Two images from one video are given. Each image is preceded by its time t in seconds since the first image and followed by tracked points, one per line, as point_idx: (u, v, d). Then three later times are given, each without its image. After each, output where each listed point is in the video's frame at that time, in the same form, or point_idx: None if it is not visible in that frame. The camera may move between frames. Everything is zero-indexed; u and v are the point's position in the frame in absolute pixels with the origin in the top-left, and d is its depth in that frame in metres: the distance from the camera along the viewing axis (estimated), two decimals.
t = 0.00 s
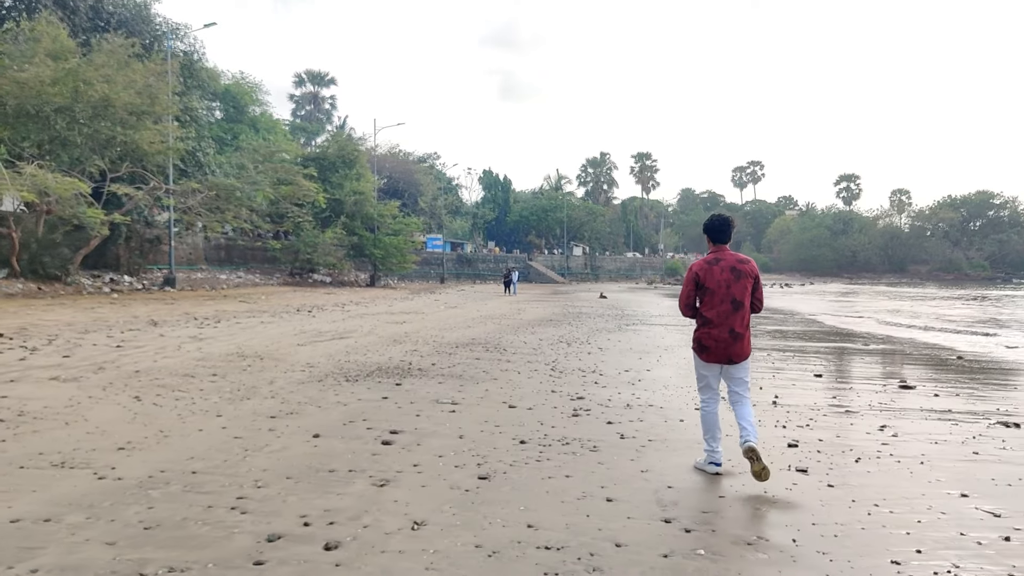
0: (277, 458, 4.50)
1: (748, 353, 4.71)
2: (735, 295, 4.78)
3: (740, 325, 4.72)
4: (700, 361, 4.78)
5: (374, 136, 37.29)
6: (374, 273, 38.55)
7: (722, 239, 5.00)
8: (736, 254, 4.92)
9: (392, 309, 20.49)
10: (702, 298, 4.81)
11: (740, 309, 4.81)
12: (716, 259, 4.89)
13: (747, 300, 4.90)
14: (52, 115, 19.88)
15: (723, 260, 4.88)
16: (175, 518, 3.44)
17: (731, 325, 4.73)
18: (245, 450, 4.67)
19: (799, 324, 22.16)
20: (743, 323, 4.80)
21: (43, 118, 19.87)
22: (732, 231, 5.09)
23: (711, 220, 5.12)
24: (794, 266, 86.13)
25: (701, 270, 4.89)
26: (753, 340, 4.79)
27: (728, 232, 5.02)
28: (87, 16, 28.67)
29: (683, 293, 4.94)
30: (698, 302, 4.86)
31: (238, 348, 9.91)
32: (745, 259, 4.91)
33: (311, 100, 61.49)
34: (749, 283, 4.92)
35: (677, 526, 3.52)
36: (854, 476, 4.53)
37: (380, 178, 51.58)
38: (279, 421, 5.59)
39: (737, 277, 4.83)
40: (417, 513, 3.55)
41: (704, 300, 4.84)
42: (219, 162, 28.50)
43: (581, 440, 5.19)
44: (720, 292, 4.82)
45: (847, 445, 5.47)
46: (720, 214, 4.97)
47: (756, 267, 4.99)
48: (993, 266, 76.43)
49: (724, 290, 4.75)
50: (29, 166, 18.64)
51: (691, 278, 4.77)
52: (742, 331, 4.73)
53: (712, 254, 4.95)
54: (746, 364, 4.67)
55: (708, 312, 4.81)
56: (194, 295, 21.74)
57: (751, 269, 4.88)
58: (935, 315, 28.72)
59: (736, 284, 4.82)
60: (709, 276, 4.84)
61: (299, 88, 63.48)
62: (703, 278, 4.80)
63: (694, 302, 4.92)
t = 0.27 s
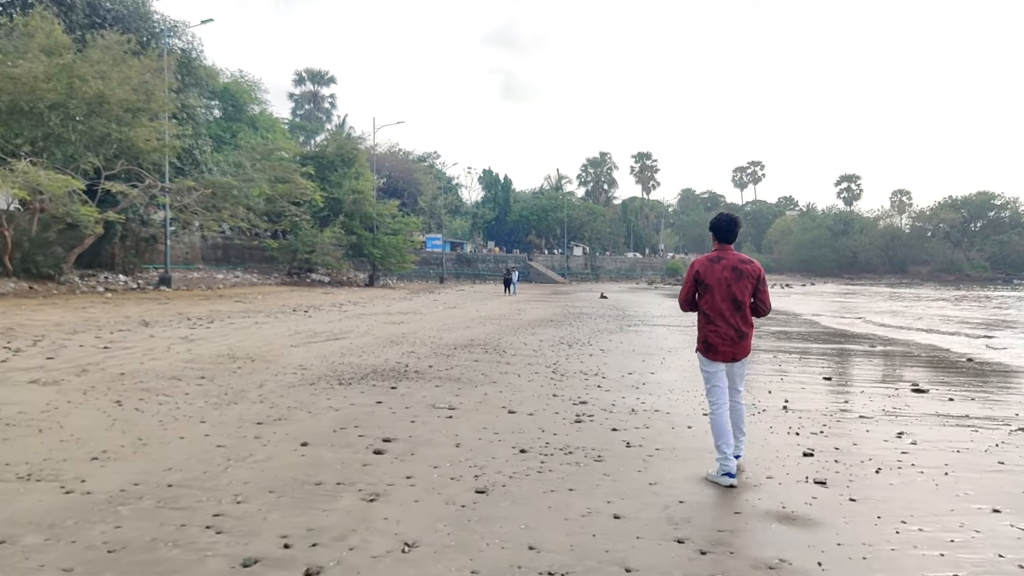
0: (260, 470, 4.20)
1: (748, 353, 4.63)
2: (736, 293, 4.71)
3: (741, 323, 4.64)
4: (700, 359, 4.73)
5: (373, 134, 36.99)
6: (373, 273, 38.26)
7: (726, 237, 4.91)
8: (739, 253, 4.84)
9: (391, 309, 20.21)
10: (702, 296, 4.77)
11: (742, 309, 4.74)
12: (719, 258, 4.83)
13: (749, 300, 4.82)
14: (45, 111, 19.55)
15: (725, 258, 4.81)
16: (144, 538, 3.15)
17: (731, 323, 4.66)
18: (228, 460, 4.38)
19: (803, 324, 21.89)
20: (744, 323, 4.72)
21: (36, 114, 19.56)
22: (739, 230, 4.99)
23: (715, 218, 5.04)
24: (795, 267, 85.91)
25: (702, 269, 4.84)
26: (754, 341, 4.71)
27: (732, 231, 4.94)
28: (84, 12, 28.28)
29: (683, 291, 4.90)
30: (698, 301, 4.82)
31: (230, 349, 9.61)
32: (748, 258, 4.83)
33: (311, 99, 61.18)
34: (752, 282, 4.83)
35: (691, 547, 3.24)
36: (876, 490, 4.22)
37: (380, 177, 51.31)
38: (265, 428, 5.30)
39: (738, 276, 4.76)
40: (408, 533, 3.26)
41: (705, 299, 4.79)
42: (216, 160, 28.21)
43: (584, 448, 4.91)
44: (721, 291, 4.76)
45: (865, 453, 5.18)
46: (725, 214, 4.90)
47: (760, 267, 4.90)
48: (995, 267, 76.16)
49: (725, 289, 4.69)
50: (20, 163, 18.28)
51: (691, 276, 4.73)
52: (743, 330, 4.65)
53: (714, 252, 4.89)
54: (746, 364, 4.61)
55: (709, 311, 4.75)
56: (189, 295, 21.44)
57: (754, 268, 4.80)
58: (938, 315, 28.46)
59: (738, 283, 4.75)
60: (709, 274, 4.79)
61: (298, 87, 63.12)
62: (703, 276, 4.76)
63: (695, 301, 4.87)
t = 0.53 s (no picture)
0: (240, 486, 3.94)
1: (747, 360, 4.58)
2: (738, 300, 4.59)
3: (741, 331, 4.56)
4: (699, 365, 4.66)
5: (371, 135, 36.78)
6: (371, 274, 38.08)
7: (729, 241, 4.75)
8: (741, 259, 4.69)
9: (388, 311, 20.00)
10: (703, 302, 4.65)
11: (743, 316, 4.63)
12: (721, 263, 4.68)
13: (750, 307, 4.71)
14: (38, 112, 19.28)
15: (728, 263, 4.66)
16: (106, 566, 2.89)
17: (729, 328, 4.57)
18: (207, 476, 4.13)
19: (804, 324, 21.69)
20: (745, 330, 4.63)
21: (29, 116, 19.33)
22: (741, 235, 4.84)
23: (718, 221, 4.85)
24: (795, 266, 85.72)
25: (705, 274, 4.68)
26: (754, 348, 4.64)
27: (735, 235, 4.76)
28: (78, 14, 28.00)
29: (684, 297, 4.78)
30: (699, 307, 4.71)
31: (221, 354, 9.37)
32: (750, 264, 4.68)
33: (309, 100, 60.97)
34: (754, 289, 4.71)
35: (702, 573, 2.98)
36: (899, 506, 3.96)
37: (378, 178, 51.12)
38: (249, 438, 5.04)
39: (740, 282, 4.62)
40: (394, 559, 3.00)
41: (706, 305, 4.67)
42: (213, 162, 28.01)
43: (585, 459, 4.67)
44: (722, 297, 4.63)
45: (880, 462, 4.94)
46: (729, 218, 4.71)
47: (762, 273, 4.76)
48: (994, 265, 76.04)
49: (727, 296, 4.57)
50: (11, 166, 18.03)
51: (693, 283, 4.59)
52: (741, 336, 4.57)
53: (716, 257, 4.75)
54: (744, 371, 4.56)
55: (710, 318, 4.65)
56: (185, 297, 21.22)
57: (757, 275, 4.65)
58: (940, 314, 28.28)
59: (739, 289, 4.62)
60: (711, 280, 4.65)
61: (297, 88, 62.93)
62: (705, 282, 4.63)
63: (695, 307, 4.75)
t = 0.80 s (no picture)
0: (209, 497, 3.66)
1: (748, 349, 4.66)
2: (738, 290, 4.70)
3: (742, 319, 4.65)
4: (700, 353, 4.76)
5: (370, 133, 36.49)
6: (370, 273, 37.80)
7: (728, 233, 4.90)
8: (740, 251, 4.83)
9: (386, 310, 19.71)
10: (704, 292, 4.76)
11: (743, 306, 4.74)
12: (721, 255, 4.81)
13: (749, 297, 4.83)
14: (31, 107, 19.00)
15: (727, 254, 4.80)
16: None
17: (733, 318, 4.66)
18: (176, 485, 3.84)
19: (807, 325, 21.41)
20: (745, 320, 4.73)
21: (22, 111, 19.05)
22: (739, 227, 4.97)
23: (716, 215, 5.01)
24: (796, 267, 85.33)
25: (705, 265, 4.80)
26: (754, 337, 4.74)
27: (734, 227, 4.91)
28: (75, 10, 27.71)
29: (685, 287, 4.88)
30: (700, 297, 4.81)
31: (209, 354, 9.09)
32: (749, 256, 4.82)
33: (309, 98, 60.66)
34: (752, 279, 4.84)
35: None
36: (919, 519, 3.68)
37: (378, 177, 50.84)
38: (226, 443, 4.76)
39: (740, 272, 4.75)
40: None
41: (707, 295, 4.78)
42: (210, 159, 27.73)
43: (582, 467, 4.38)
44: (723, 288, 4.74)
45: (894, 471, 4.65)
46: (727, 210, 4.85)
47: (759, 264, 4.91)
48: (997, 267, 75.62)
49: (728, 286, 4.67)
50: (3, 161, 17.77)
51: (694, 272, 4.70)
52: (744, 325, 4.67)
53: (716, 249, 4.87)
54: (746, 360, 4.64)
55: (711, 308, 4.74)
56: (180, 295, 20.93)
57: (755, 265, 4.80)
58: (944, 316, 27.97)
59: (740, 280, 4.74)
60: (712, 271, 4.77)
61: (297, 87, 62.63)
62: (706, 272, 4.75)
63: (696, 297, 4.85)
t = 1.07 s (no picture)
0: (179, 517, 3.38)
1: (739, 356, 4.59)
2: (728, 298, 4.58)
3: (733, 327, 4.55)
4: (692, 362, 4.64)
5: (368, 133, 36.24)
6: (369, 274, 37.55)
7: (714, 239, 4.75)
8: (728, 257, 4.70)
9: (384, 311, 19.46)
10: (694, 300, 4.61)
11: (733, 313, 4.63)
12: (709, 262, 4.66)
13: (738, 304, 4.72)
14: (23, 106, 18.75)
15: (716, 262, 4.66)
16: None
17: (724, 326, 4.55)
18: (145, 503, 3.57)
19: (810, 326, 21.17)
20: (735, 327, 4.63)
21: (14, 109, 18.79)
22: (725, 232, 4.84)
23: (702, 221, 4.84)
24: (796, 267, 85.10)
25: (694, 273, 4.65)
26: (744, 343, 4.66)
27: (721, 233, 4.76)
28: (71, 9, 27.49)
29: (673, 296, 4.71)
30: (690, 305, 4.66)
31: (198, 357, 8.82)
32: (737, 261, 4.70)
33: (308, 99, 60.45)
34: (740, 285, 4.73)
35: None
36: (947, 541, 3.40)
37: (377, 177, 50.61)
38: (205, 455, 4.47)
39: (729, 279, 4.62)
40: None
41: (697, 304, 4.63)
42: (206, 159, 27.49)
43: (583, 481, 4.11)
44: (713, 295, 4.60)
45: (915, 484, 4.37)
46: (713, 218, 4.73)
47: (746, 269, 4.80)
48: (997, 267, 75.38)
49: (718, 294, 4.54)
50: None
51: (684, 281, 4.53)
52: (735, 332, 4.58)
53: (704, 256, 4.72)
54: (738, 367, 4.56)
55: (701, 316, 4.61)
56: (174, 297, 20.67)
57: (744, 271, 4.67)
58: (947, 316, 27.70)
59: (729, 287, 4.61)
60: (701, 279, 4.62)
61: (297, 87, 62.43)
62: (695, 281, 4.58)
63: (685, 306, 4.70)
